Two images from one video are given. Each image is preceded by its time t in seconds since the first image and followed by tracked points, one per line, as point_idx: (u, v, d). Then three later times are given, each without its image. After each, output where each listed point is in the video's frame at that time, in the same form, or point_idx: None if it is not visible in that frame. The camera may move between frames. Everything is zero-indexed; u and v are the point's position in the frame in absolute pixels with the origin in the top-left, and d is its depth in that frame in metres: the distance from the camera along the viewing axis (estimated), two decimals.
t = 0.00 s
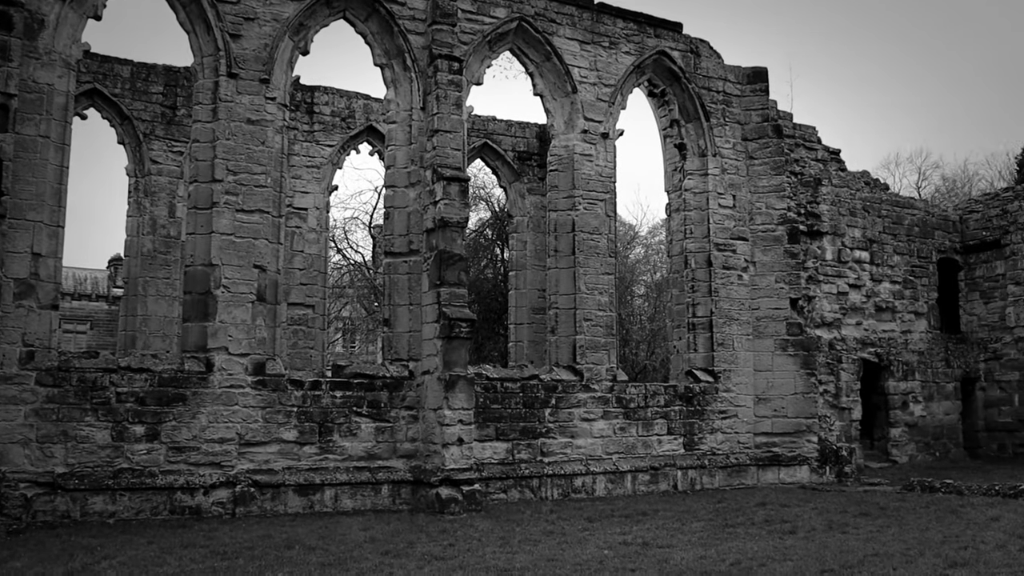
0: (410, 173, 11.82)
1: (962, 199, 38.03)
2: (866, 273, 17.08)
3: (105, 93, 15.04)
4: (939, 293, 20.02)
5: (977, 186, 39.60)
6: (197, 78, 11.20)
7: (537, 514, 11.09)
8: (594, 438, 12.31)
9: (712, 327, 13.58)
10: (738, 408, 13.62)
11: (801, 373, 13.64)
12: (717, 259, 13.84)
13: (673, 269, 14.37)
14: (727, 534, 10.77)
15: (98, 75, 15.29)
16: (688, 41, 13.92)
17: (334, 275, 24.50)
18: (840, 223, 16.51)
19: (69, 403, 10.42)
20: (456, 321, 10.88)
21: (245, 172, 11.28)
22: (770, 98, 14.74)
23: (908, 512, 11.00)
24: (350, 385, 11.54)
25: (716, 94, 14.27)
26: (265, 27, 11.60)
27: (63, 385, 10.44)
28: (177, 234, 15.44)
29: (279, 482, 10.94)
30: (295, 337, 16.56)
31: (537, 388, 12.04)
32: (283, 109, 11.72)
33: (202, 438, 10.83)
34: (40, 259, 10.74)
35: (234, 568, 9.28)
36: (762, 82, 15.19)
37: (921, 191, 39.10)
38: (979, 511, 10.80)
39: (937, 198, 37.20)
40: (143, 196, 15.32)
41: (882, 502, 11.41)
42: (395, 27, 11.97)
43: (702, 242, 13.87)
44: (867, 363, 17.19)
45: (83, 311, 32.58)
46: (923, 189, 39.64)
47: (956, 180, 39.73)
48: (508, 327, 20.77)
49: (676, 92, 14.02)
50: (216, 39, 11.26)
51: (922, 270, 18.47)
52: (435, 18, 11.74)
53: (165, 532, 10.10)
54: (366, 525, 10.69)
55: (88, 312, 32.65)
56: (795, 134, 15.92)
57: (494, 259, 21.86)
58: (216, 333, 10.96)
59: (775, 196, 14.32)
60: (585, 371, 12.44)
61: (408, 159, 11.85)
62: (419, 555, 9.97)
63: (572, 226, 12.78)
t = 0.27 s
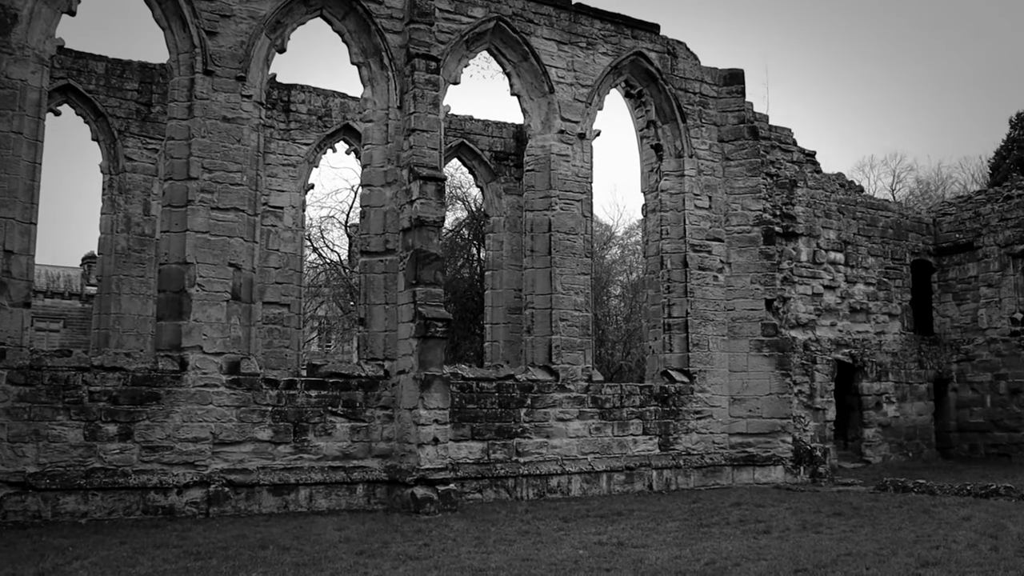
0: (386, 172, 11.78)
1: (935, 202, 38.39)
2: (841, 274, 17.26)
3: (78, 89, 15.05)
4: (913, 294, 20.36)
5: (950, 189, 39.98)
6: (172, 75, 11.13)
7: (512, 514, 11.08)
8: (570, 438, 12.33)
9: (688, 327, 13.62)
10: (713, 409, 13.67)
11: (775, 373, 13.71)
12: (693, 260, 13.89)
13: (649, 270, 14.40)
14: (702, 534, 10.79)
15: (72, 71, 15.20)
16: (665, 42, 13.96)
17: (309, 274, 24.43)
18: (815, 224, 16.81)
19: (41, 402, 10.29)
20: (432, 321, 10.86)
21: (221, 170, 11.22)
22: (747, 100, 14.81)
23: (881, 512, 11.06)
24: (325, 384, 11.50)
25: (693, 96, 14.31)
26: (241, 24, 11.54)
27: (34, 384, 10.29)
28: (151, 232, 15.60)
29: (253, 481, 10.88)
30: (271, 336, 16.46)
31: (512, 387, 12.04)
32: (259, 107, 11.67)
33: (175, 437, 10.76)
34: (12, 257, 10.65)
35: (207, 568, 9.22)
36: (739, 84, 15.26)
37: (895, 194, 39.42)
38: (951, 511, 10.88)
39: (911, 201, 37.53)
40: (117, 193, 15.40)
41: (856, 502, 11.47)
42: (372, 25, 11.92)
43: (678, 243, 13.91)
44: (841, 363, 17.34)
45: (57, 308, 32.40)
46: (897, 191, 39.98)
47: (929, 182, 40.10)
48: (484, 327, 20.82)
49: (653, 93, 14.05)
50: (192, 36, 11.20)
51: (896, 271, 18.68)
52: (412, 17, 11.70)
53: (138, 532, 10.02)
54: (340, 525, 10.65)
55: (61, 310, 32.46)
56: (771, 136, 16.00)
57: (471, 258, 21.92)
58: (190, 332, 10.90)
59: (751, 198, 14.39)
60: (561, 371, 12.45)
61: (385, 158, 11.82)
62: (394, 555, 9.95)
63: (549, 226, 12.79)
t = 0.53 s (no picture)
0: (372, 168, 11.74)
1: (918, 201, 38.58)
2: (826, 272, 17.22)
3: (61, 83, 14.98)
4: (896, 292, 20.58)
5: (934, 188, 40.18)
6: (156, 70, 11.07)
7: (496, 511, 11.08)
8: (554, 435, 12.34)
9: (672, 325, 13.65)
10: (697, 406, 13.71)
11: (760, 371, 13.76)
12: (678, 257, 13.92)
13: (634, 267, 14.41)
14: (686, 530, 10.80)
15: (55, 65, 15.13)
16: (651, 40, 13.97)
17: (294, 270, 24.36)
18: (800, 222, 16.55)
19: (22, 398, 10.19)
20: (417, 318, 10.84)
21: (205, 165, 11.17)
22: (732, 98, 14.83)
23: (864, 509, 11.09)
24: (310, 381, 11.46)
25: (678, 93, 14.31)
26: (226, 19, 11.50)
27: (16, 379, 10.18)
28: (134, 228, 15.67)
29: (237, 478, 10.84)
30: (255, 332, 16.35)
31: (497, 384, 12.04)
32: (244, 102, 11.62)
33: (159, 433, 10.71)
34: None
35: (190, 565, 9.18)
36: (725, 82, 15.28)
37: (879, 192, 39.58)
38: (933, 508, 10.93)
39: (895, 200, 37.70)
40: (100, 189, 15.42)
41: (839, 499, 11.50)
42: (358, 21, 11.85)
43: (663, 241, 13.92)
44: (825, 361, 17.37)
45: (39, 304, 32.27)
46: (881, 190, 40.15)
47: (913, 181, 40.29)
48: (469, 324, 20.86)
49: (639, 90, 14.05)
50: (176, 31, 11.14)
51: (880, 270, 18.77)
52: (398, 13, 11.66)
53: (121, 528, 9.97)
54: (324, 522, 10.63)
55: (44, 305, 32.33)
56: (757, 134, 16.04)
57: (456, 255, 21.91)
58: (174, 328, 10.85)
59: (736, 196, 14.42)
60: (546, 368, 12.46)
61: (370, 154, 11.78)
62: (379, 552, 9.94)
63: (534, 223, 12.79)
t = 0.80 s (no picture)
0: (349, 163, 11.71)
1: (894, 199, 38.85)
2: (803, 269, 17.55)
3: (37, 75, 14.89)
4: (872, 289, 20.72)
5: (910, 186, 40.45)
6: (132, 62, 11.00)
7: (473, 506, 11.08)
8: (532, 430, 12.35)
9: (650, 321, 13.69)
10: (674, 402, 13.75)
11: (737, 367, 13.84)
12: (655, 253, 13.95)
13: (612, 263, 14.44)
14: (662, 526, 10.82)
15: (31, 57, 15.06)
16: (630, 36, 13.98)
17: (271, 264, 24.23)
18: (776, 219, 16.97)
19: None
20: (394, 313, 10.83)
21: (182, 159, 11.11)
22: (711, 95, 14.86)
23: (839, 505, 11.16)
24: (286, 376, 11.42)
25: (657, 90, 14.32)
26: (203, 11, 11.43)
27: None
28: (110, 222, 15.68)
29: (213, 473, 10.79)
30: (232, 327, 16.27)
31: (474, 380, 12.04)
32: (221, 95, 11.56)
33: (134, 428, 10.64)
34: None
35: (165, 560, 9.13)
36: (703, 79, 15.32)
37: (857, 189, 39.79)
38: (907, 503, 11.00)
39: (871, 197, 37.94)
40: (75, 181, 15.39)
41: (814, 495, 11.57)
42: (336, 14, 11.78)
43: (641, 237, 13.95)
44: (801, 357, 17.53)
45: (13, 297, 32.05)
46: (858, 187, 40.40)
47: (890, 179, 40.54)
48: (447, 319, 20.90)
49: (618, 86, 14.06)
50: (153, 23, 11.08)
51: (857, 267, 18.88)
52: (377, 7, 11.61)
53: (95, 524, 9.90)
54: (300, 517, 10.60)
55: (18, 299, 32.12)
56: (734, 131, 16.10)
57: (434, 251, 21.84)
58: (149, 322, 10.77)
59: (714, 192, 14.47)
60: (523, 364, 12.47)
61: (348, 149, 11.74)
62: (355, 547, 9.93)
63: (512, 219, 12.79)
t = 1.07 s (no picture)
0: (333, 159, 11.68)
1: (878, 198, 39.02)
2: (787, 267, 17.57)
3: (19, 69, 14.84)
4: (855, 287, 20.79)
5: (894, 185, 40.61)
6: (115, 57, 10.96)
7: (456, 503, 11.07)
8: (515, 427, 12.35)
9: (633, 318, 13.71)
10: (657, 399, 13.78)
11: (720, 365, 13.90)
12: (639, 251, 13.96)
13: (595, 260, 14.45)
14: (645, 523, 10.82)
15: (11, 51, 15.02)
16: (615, 34, 14.00)
17: (254, 261, 24.14)
18: (761, 217, 16.95)
19: None
20: (377, 310, 10.81)
21: (164, 154, 11.07)
22: (695, 93, 14.89)
23: (821, 502, 11.19)
24: (269, 372, 11.38)
25: (642, 88, 14.34)
26: (187, 6, 11.39)
27: None
28: (92, 217, 15.64)
29: (195, 470, 10.75)
30: (214, 323, 16.24)
31: (458, 376, 12.04)
32: (204, 91, 11.52)
33: (115, 425, 10.57)
34: None
35: (146, 557, 9.09)
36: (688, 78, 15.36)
37: (840, 188, 39.92)
38: (889, 501, 11.04)
39: (854, 196, 38.09)
40: (58, 177, 15.37)
41: (797, 492, 11.59)
42: (320, 10, 11.73)
43: (625, 234, 13.97)
44: (784, 355, 17.60)
45: None
46: (842, 186, 40.53)
47: (874, 178, 40.69)
48: (430, 316, 20.95)
49: (602, 84, 14.09)
50: (136, 17, 11.04)
51: (840, 265, 18.99)
52: (361, 3, 11.58)
53: (76, 521, 9.83)
54: (282, 514, 10.57)
55: None
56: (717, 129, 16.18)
57: (418, 247, 21.80)
58: (131, 318, 10.71)
59: (697, 190, 14.51)
60: (507, 361, 12.47)
61: (332, 145, 11.70)
62: (337, 544, 9.91)
63: (496, 216, 12.79)
